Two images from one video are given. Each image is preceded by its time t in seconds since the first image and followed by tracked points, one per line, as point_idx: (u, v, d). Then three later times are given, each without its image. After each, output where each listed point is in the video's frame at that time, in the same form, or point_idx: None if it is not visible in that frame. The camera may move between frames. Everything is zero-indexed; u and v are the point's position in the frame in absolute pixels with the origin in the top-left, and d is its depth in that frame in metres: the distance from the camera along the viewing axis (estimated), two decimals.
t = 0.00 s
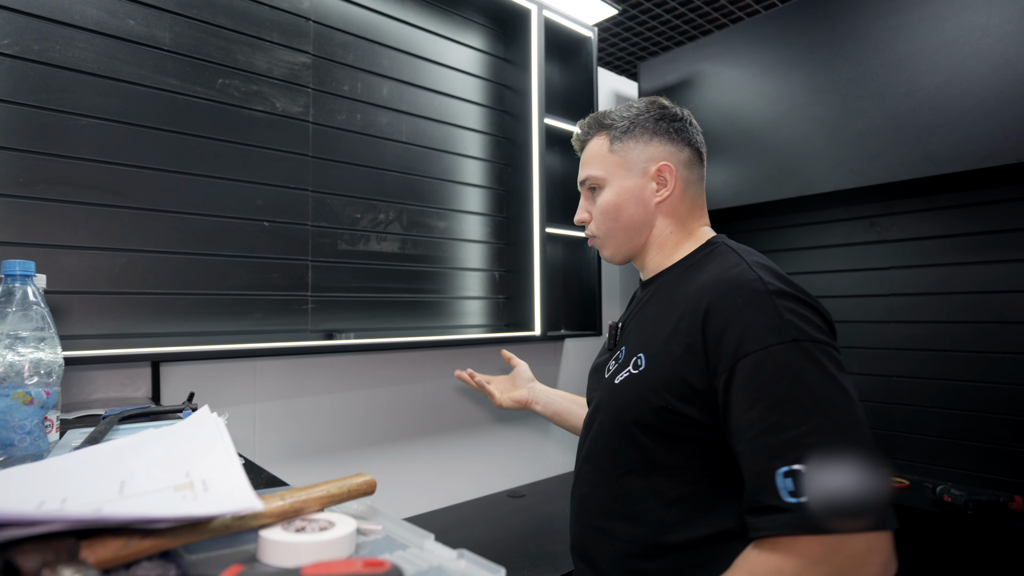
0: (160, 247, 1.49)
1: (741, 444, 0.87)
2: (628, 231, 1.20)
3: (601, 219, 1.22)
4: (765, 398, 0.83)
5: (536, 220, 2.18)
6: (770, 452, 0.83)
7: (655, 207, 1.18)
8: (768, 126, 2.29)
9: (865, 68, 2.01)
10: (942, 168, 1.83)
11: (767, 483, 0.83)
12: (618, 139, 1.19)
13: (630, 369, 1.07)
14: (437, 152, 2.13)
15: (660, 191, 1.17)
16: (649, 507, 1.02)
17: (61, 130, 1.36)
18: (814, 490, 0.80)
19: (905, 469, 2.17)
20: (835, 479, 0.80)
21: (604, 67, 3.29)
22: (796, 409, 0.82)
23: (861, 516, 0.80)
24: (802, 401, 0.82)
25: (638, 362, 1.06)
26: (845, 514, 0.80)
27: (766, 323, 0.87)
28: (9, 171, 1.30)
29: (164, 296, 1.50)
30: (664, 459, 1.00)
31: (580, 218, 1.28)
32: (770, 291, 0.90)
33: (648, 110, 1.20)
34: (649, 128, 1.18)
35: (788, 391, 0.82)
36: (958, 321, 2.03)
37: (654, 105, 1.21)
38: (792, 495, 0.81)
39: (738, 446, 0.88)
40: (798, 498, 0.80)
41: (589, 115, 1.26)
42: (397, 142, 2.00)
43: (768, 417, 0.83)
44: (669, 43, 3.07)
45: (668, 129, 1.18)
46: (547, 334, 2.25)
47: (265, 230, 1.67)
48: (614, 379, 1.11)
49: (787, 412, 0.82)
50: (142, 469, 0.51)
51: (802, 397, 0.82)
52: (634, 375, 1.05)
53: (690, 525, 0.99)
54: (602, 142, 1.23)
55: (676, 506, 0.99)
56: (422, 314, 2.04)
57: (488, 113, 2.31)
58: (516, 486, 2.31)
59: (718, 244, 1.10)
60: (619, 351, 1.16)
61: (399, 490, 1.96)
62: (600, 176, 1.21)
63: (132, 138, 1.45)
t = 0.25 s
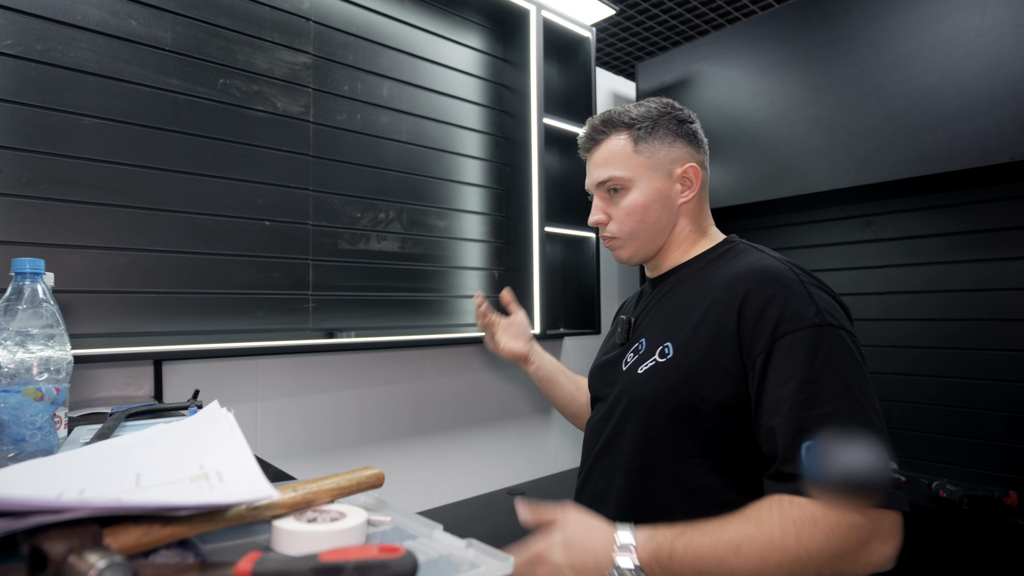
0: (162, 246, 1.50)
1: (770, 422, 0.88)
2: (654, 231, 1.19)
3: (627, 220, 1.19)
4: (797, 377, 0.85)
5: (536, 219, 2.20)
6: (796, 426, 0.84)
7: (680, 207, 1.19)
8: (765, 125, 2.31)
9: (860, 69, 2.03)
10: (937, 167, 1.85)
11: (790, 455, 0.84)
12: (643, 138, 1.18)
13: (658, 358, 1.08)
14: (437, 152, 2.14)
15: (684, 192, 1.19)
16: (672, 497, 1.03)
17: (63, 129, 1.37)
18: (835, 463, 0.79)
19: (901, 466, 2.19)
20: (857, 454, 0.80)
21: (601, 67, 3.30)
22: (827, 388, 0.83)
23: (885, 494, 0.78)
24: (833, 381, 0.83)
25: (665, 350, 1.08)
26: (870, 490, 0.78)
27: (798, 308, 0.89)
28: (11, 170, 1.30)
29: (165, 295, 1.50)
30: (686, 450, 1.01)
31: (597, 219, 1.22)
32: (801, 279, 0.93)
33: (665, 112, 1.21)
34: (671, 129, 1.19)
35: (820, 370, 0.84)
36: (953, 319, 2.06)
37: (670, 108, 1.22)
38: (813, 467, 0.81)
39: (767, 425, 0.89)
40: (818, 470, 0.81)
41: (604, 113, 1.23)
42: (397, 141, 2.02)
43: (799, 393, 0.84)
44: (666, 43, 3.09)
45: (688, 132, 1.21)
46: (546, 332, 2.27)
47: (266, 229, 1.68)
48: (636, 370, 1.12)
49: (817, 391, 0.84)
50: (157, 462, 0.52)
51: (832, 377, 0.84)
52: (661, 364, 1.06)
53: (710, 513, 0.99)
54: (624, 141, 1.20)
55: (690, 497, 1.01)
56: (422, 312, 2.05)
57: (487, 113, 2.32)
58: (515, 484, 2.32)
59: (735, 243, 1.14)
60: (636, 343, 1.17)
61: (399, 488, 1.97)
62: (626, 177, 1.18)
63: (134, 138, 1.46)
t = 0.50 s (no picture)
0: (164, 244, 1.51)
1: (752, 403, 0.90)
2: (672, 228, 1.16)
3: (647, 215, 1.15)
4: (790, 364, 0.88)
5: (535, 217, 2.20)
6: (772, 405, 0.87)
7: (696, 206, 1.18)
8: (763, 123, 2.32)
9: (858, 67, 2.04)
10: (934, 165, 1.86)
11: (755, 431, 0.88)
12: (665, 134, 1.15)
13: (670, 349, 1.07)
14: (437, 150, 2.15)
15: (700, 191, 1.18)
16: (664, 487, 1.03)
17: (64, 128, 1.37)
18: (790, 444, 0.84)
19: (898, 461, 2.20)
20: (811, 438, 0.84)
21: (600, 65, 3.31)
22: (817, 379, 0.86)
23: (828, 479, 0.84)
24: (819, 372, 0.87)
25: (678, 342, 1.07)
26: (812, 473, 0.83)
27: (799, 303, 0.93)
28: (14, 169, 1.31)
29: (167, 293, 1.51)
30: (703, 443, 1.01)
31: (614, 212, 1.18)
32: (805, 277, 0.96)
33: (684, 110, 1.20)
34: (691, 127, 1.18)
35: (811, 360, 0.87)
36: (950, 315, 2.07)
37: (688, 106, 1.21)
38: (771, 444, 0.86)
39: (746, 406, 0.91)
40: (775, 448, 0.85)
41: (626, 106, 1.19)
42: (397, 139, 2.02)
43: (786, 377, 0.87)
44: (665, 41, 3.09)
45: (705, 132, 1.20)
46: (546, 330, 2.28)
47: (267, 227, 1.69)
48: (647, 362, 1.11)
49: (803, 378, 0.87)
50: (166, 457, 0.52)
51: (821, 368, 0.87)
52: (674, 354, 1.06)
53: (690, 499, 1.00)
54: (646, 135, 1.16)
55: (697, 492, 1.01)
56: (422, 310, 2.06)
57: (487, 111, 2.33)
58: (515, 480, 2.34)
59: (743, 244, 1.15)
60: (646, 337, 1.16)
61: (401, 484, 1.99)
62: (647, 170, 1.15)
63: (135, 136, 1.46)
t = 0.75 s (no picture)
0: (166, 244, 1.51)
1: (749, 405, 0.91)
2: (676, 227, 1.16)
3: (653, 212, 1.15)
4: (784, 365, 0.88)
5: (535, 216, 2.21)
6: (766, 406, 0.88)
7: (699, 206, 1.18)
8: (762, 123, 2.33)
9: (856, 67, 2.05)
10: (932, 165, 1.87)
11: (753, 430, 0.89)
12: (675, 133, 1.16)
13: (668, 351, 1.08)
14: (437, 149, 2.15)
15: (704, 193, 1.19)
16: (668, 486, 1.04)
17: (67, 128, 1.37)
18: (787, 443, 0.85)
19: (897, 459, 2.21)
20: (808, 436, 0.85)
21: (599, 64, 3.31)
22: (811, 377, 0.87)
23: (825, 476, 0.85)
24: (813, 371, 0.87)
25: (676, 344, 1.07)
26: (809, 470, 0.85)
27: (792, 302, 0.93)
28: (16, 169, 1.31)
29: (169, 293, 1.52)
30: (701, 442, 1.02)
31: (619, 207, 1.18)
32: (798, 276, 0.96)
33: (693, 111, 1.20)
34: (699, 129, 1.18)
35: (805, 360, 0.88)
36: (948, 314, 2.08)
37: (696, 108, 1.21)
38: (769, 444, 0.87)
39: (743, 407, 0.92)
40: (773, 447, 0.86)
41: (637, 102, 1.19)
42: (397, 139, 2.03)
43: (780, 378, 0.88)
44: (664, 40, 3.10)
45: (711, 135, 1.21)
46: (546, 329, 2.28)
47: (268, 227, 1.69)
48: (646, 363, 1.12)
49: (796, 377, 0.87)
50: (175, 455, 0.53)
51: (814, 367, 0.87)
52: (672, 356, 1.06)
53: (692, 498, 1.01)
54: (656, 132, 1.16)
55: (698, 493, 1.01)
56: (423, 309, 2.06)
57: (486, 110, 2.33)
58: (515, 479, 2.34)
59: (739, 243, 1.15)
60: (643, 338, 1.17)
61: (401, 482, 1.99)
62: (655, 167, 1.15)
63: (137, 136, 1.47)
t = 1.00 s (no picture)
0: (172, 244, 1.52)
1: (758, 412, 0.90)
2: (678, 226, 1.16)
3: (656, 211, 1.15)
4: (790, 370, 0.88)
5: (539, 215, 2.21)
6: (776, 413, 0.87)
7: (701, 205, 1.19)
8: (766, 120, 2.32)
9: (862, 63, 2.04)
10: (939, 161, 1.86)
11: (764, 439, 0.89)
12: (679, 131, 1.15)
13: (668, 356, 1.08)
14: (440, 149, 2.15)
15: (705, 192, 1.19)
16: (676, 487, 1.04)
17: (74, 130, 1.38)
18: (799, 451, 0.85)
19: (904, 457, 2.21)
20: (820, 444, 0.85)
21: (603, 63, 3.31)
22: (818, 381, 0.87)
23: (833, 483, 0.86)
24: (820, 375, 0.87)
25: (675, 348, 1.07)
26: (820, 478, 0.86)
27: (793, 304, 0.93)
28: (25, 171, 1.32)
29: (175, 292, 1.52)
30: (701, 445, 1.02)
31: (622, 205, 1.17)
32: (798, 277, 0.96)
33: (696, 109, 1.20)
34: (702, 127, 1.18)
35: (810, 364, 0.87)
36: (954, 312, 2.07)
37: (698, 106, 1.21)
38: (781, 452, 0.87)
39: (752, 414, 0.92)
40: (785, 456, 0.86)
41: (641, 98, 1.18)
42: (401, 139, 2.03)
43: (788, 383, 0.87)
44: (668, 38, 3.09)
45: (712, 133, 1.21)
46: (551, 328, 2.29)
47: (274, 227, 1.70)
48: (646, 366, 1.12)
49: (804, 382, 0.87)
50: (185, 454, 0.53)
51: (820, 370, 0.87)
52: (671, 361, 1.06)
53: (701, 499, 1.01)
54: (660, 129, 1.15)
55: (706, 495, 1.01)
56: (427, 308, 2.07)
57: (490, 110, 2.33)
58: (520, 478, 2.34)
59: (736, 239, 1.16)
60: (643, 341, 1.17)
61: (406, 480, 2.00)
62: (659, 166, 1.14)
63: (143, 137, 1.48)
